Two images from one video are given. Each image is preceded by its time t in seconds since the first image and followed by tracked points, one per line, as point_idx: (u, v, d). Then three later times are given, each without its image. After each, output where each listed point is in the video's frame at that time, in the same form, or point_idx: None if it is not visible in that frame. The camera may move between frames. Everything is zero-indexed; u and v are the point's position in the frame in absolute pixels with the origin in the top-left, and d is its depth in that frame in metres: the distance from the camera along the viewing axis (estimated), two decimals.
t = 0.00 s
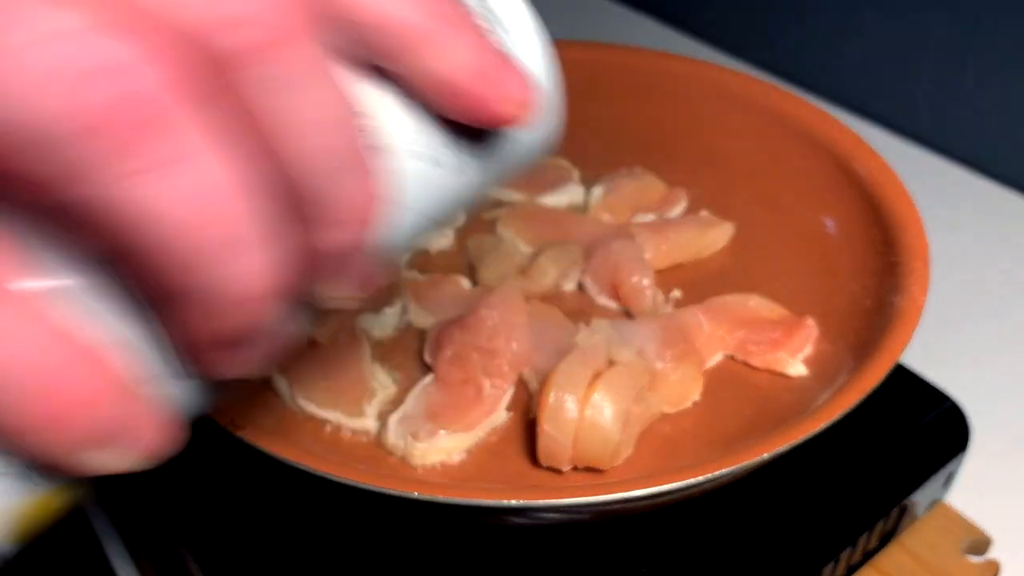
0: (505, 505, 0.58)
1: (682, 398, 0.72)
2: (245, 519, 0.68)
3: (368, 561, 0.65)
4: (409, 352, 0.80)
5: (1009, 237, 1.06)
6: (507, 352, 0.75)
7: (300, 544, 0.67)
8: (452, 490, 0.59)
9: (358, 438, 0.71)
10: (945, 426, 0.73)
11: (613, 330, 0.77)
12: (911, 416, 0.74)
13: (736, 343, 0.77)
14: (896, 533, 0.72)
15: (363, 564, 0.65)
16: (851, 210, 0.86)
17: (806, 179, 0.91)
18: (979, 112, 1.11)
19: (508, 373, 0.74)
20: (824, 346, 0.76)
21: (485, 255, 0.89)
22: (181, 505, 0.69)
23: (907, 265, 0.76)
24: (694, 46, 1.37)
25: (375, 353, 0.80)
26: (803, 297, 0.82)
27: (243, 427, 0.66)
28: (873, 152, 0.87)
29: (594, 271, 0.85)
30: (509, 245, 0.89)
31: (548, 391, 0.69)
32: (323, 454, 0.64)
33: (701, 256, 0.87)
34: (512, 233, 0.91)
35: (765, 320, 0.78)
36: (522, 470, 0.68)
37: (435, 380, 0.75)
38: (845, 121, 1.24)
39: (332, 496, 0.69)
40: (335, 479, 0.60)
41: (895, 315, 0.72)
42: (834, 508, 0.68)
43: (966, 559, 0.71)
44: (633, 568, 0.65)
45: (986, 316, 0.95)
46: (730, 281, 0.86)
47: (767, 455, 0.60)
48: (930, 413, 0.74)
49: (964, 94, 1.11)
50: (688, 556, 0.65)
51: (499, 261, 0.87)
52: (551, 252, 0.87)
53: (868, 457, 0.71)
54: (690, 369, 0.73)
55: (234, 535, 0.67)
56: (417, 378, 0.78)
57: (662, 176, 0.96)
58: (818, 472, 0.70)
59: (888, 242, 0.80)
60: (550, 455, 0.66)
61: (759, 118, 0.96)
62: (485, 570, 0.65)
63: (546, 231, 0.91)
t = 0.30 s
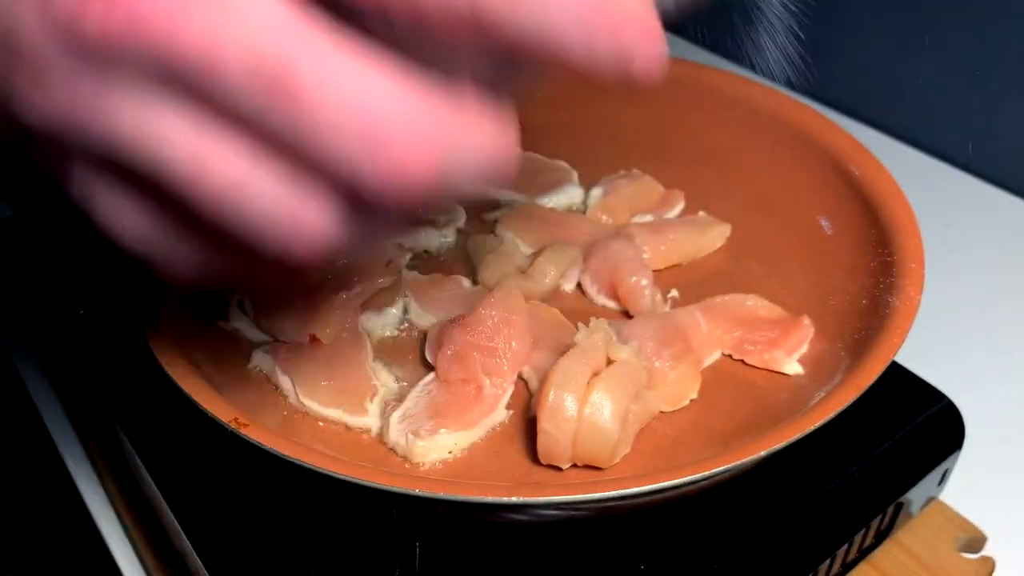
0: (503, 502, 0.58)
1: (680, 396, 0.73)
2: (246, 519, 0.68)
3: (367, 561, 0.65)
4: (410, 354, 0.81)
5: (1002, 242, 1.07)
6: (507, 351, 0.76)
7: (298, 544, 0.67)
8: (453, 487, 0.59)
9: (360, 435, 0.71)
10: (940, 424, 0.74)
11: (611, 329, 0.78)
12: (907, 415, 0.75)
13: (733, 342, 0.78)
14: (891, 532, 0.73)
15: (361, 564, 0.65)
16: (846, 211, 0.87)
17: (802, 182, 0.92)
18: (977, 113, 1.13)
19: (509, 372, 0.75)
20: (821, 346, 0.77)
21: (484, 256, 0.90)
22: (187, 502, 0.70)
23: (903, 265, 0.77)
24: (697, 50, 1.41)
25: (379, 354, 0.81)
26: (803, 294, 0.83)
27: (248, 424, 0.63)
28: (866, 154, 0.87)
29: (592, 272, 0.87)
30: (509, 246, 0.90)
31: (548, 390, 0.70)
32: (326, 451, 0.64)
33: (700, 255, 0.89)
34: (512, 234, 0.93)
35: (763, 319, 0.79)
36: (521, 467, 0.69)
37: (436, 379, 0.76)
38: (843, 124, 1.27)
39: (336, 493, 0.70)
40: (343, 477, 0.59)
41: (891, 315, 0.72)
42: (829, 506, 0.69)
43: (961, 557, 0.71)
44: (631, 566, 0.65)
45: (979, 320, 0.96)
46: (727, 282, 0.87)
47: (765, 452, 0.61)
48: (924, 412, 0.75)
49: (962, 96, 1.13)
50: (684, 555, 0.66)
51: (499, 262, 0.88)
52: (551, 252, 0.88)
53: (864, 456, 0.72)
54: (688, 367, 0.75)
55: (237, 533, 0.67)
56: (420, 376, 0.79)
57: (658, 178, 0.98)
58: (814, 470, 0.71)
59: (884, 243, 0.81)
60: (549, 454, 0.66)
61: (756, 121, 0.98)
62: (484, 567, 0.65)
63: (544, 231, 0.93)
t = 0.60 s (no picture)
0: (505, 501, 0.59)
1: (680, 396, 0.74)
2: (250, 517, 0.69)
3: (365, 561, 0.65)
4: (411, 354, 0.82)
5: (1001, 243, 1.07)
6: (506, 351, 0.76)
7: (299, 544, 0.67)
8: (453, 486, 0.59)
9: (360, 435, 0.71)
10: (939, 424, 0.74)
11: (610, 329, 0.77)
12: (906, 414, 0.75)
13: (733, 342, 0.79)
14: (890, 531, 0.73)
15: (360, 565, 0.65)
16: (843, 210, 0.87)
17: (802, 182, 0.92)
18: (976, 113, 1.13)
19: (509, 371, 0.75)
20: (821, 345, 0.77)
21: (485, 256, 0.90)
22: (189, 503, 0.70)
23: (903, 264, 0.75)
24: (699, 54, 1.43)
25: (380, 354, 0.82)
26: (800, 295, 0.85)
27: (248, 424, 0.62)
28: (863, 152, 0.85)
29: (593, 272, 0.87)
30: (509, 245, 0.91)
31: (547, 389, 0.68)
32: (325, 451, 0.64)
33: (699, 255, 0.91)
34: (512, 234, 0.94)
35: (762, 319, 0.79)
36: (522, 466, 0.69)
37: (436, 379, 0.76)
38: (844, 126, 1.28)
39: (336, 493, 0.70)
40: (344, 477, 0.59)
41: (890, 315, 0.71)
42: (828, 506, 0.69)
43: (961, 556, 0.72)
44: (630, 566, 0.65)
45: (978, 319, 0.96)
46: (727, 283, 0.89)
47: (764, 452, 0.60)
48: (923, 411, 0.75)
49: (963, 95, 1.14)
50: (684, 554, 0.66)
51: (499, 261, 0.88)
52: (551, 251, 0.88)
53: (863, 455, 0.72)
54: (688, 367, 0.75)
55: (239, 533, 0.68)
56: (420, 376, 0.80)
57: (656, 182, 0.99)
58: (813, 470, 0.71)
59: (882, 241, 0.80)
60: (550, 454, 0.67)
61: (748, 122, 0.96)
62: (485, 566, 0.66)
63: (544, 231, 0.94)
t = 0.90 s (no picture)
0: (506, 501, 0.58)
1: (680, 396, 0.74)
2: (251, 517, 0.69)
3: (366, 561, 0.65)
4: (411, 353, 0.82)
5: (1000, 242, 1.07)
6: (507, 351, 0.76)
7: (299, 544, 0.67)
8: (454, 486, 0.59)
9: (360, 435, 0.71)
10: (939, 424, 0.74)
11: (610, 329, 0.77)
12: (906, 415, 0.75)
13: (733, 342, 0.79)
14: (890, 531, 0.73)
15: (360, 565, 0.65)
16: (843, 210, 0.87)
17: (802, 182, 0.92)
18: (976, 113, 1.13)
19: (509, 371, 0.75)
20: (821, 345, 0.77)
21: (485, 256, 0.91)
22: (190, 502, 0.70)
23: (903, 264, 0.75)
24: (699, 54, 1.43)
25: (380, 354, 0.82)
26: (800, 295, 0.85)
27: (248, 424, 0.62)
28: (863, 152, 0.86)
29: (594, 272, 0.87)
30: (509, 244, 0.91)
31: (547, 389, 0.68)
32: (325, 450, 0.64)
33: (699, 255, 0.91)
34: (512, 234, 0.94)
35: (762, 319, 0.79)
36: (522, 466, 0.69)
37: (436, 379, 0.76)
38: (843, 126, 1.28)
39: (336, 493, 0.70)
40: (344, 477, 0.59)
41: (890, 315, 0.71)
42: (828, 506, 0.69)
43: (961, 556, 0.72)
44: (630, 565, 0.65)
45: (977, 319, 0.97)
46: (728, 283, 0.89)
47: (764, 452, 0.60)
48: (923, 411, 0.75)
49: (962, 94, 1.14)
50: (684, 554, 0.66)
51: (499, 261, 0.88)
52: (550, 251, 0.88)
53: (863, 455, 0.72)
54: (688, 367, 0.75)
55: (239, 533, 0.68)
56: (420, 376, 0.80)
57: (656, 181, 0.99)
58: (813, 470, 0.71)
59: (882, 241, 0.80)
60: (550, 454, 0.67)
61: (748, 120, 0.96)
62: (485, 566, 0.66)
63: (544, 231, 0.94)
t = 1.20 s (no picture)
0: (506, 501, 0.58)
1: (680, 396, 0.74)
2: (251, 517, 0.69)
3: (366, 561, 0.65)
4: (411, 354, 0.82)
5: (1000, 242, 1.07)
6: (507, 351, 0.76)
7: (300, 543, 0.67)
8: (454, 486, 0.59)
9: (360, 435, 0.71)
10: (939, 424, 0.74)
11: (610, 328, 0.77)
12: (906, 415, 0.75)
13: (733, 342, 0.79)
14: (891, 531, 0.73)
15: (360, 564, 0.65)
16: (844, 210, 0.87)
17: (802, 181, 0.92)
18: (976, 113, 1.13)
19: (509, 371, 0.75)
20: (821, 345, 0.77)
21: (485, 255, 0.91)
22: (190, 502, 0.70)
23: (903, 264, 0.75)
24: (699, 54, 1.43)
25: (380, 354, 0.82)
26: (800, 295, 0.85)
27: (248, 424, 0.62)
28: (863, 152, 0.86)
29: (593, 272, 0.87)
30: (509, 244, 0.91)
31: (547, 389, 0.68)
32: (325, 450, 0.64)
33: (699, 255, 0.91)
34: (512, 234, 0.94)
35: (762, 319, 0.79)
36: (523, 466, 0.69)
37: (436, 379, 0.76)
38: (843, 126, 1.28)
39: (336, 493, 0.70)
40: (344, 477, 0.59)
41: (890, 315, 0.71)
42: (828, 506, 0.69)
43: (960, 556, 0.72)
44: (630, 565, 0.65)
45: (977, 319, 0.97)
46: (728, 283, 0.89)
47: (764, 451, 0.60)
48: (923, 411, 0.75)
49: (963, 94, 1.14)
50: (685, 554, 0.66)
51: (499, 261, 0.88)
52: (550, 252, 0.87)
53: (863, 455, 0.72)
54: (688, 367, 0.75)
55: (239, 533, 0.68)
56: (420, 375, 0.80)
57: (656, 181, 0.99)
58: (813, 470, 0.71)
59: (882, 241, 0.80)
60: (550, 454, 0.67)
61: (748, 120, 0.96)
62: (485, 566, 0.66)
63: (543, 231, 0.94)
